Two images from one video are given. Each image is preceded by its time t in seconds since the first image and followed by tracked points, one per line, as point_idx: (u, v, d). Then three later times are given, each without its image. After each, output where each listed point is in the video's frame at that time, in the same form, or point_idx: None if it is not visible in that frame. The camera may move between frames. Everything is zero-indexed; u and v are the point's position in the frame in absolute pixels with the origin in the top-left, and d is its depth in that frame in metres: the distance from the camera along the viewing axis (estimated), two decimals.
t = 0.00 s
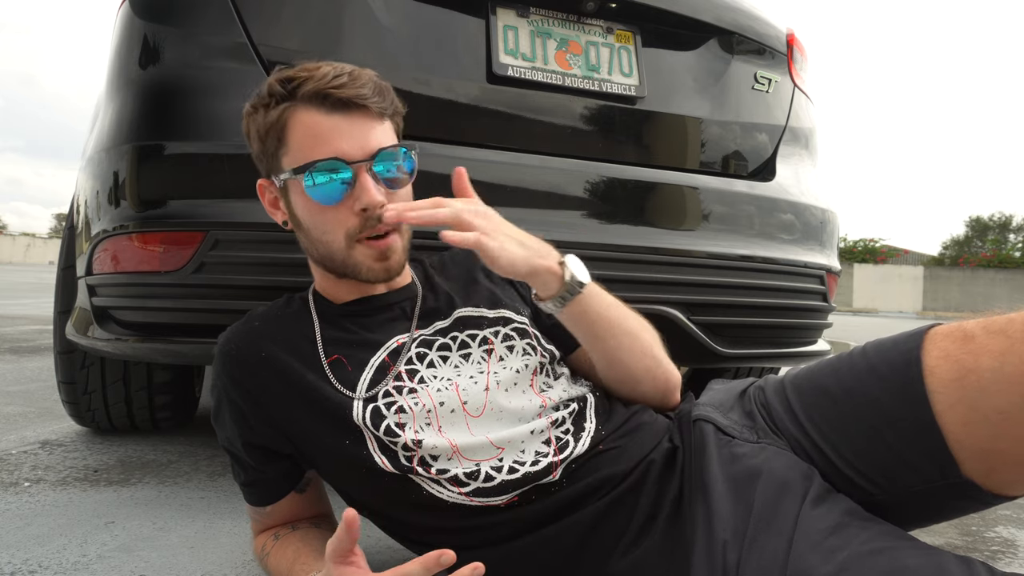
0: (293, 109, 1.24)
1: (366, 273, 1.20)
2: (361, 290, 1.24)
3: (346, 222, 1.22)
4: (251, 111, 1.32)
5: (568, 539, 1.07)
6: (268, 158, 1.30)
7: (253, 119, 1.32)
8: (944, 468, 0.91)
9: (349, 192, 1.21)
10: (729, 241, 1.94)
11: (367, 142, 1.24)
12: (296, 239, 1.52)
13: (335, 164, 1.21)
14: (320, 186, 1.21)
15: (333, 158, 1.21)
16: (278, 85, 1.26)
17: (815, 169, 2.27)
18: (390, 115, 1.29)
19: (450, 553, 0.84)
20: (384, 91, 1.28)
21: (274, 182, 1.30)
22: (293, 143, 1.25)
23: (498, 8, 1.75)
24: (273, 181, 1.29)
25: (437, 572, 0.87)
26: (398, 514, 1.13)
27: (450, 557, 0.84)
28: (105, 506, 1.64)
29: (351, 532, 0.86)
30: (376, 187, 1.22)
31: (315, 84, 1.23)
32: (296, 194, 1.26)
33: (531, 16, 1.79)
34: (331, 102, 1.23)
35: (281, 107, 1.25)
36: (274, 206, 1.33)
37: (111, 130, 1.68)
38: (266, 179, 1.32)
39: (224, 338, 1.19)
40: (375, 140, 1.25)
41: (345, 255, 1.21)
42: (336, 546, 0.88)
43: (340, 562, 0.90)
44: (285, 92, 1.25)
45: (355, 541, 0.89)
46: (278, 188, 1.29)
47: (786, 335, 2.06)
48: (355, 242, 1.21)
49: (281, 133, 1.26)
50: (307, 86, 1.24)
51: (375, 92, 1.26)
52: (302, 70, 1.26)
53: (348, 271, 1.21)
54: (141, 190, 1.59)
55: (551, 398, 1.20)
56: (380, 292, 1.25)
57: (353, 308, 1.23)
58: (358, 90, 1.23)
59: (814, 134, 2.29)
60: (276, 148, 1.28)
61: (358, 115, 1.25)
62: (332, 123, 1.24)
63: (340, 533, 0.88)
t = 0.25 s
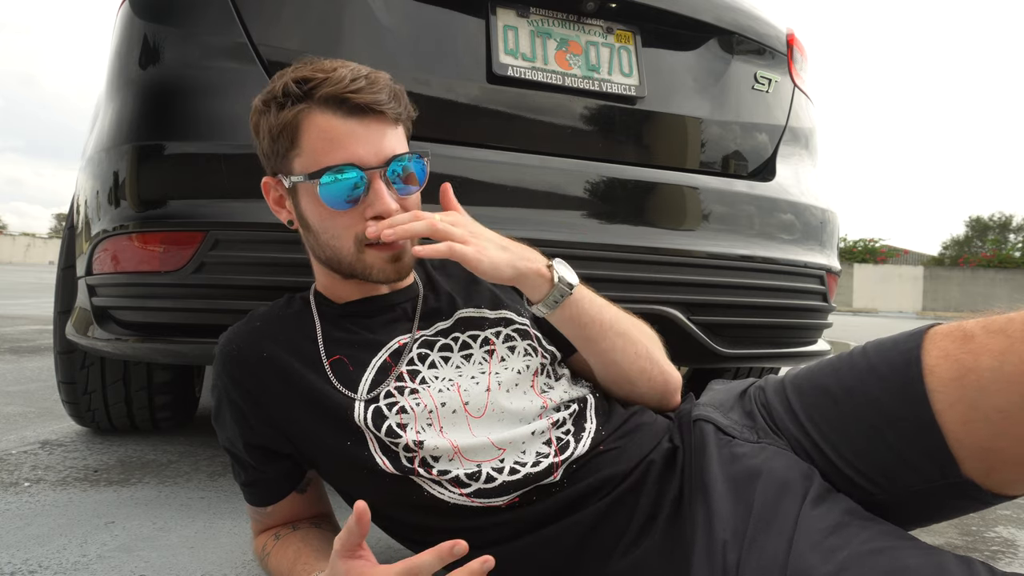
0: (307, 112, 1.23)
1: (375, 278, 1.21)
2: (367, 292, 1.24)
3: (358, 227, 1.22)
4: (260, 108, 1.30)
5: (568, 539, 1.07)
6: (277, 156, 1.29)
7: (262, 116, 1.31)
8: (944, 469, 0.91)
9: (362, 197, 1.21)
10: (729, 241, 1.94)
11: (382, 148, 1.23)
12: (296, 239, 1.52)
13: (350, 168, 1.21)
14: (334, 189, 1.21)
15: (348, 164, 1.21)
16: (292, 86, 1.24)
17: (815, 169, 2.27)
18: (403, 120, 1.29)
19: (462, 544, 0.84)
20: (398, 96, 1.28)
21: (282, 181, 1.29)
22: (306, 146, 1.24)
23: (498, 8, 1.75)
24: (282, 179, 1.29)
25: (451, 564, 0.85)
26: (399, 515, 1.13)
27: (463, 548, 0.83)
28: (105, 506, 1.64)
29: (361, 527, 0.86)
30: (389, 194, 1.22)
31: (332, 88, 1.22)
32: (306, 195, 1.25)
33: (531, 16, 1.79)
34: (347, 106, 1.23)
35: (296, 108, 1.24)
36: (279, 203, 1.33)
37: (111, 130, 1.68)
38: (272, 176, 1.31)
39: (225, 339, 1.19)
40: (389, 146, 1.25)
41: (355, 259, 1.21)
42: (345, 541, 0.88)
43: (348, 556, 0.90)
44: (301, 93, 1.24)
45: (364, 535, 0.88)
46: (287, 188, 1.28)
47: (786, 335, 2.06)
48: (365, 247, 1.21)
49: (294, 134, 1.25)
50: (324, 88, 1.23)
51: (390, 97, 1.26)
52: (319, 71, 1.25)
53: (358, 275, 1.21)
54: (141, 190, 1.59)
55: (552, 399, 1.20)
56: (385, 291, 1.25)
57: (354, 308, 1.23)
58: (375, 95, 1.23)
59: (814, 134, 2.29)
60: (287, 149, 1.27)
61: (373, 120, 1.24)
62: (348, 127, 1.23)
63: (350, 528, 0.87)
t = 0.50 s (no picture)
0: (311, 116, 1.24)
1: (380, 280, 1.23)
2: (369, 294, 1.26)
3: (362, 229, 1.24)
4: (259, 111, 1.30)
5: (568, 539, 1.07)
6: (280, 160, 1.29)
7: (262, 120, 1.31)
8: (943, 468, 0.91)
9: (368, 201, 1.22)
10: (729, 241, 1.94)
11: (386, 151, 1.25)
12: (296, 238, 1.52)
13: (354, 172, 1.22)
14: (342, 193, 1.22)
15: (354, 168, 1.23)
16: (295, 90, 1.25)
17: (815, 169, 2.27)
18: (405, 122, 1.31)
19: (455, 547, 0.85)
20: (400, 99, 1.30)
21: (285, 183, 1.30)
22: (310, 149, 1.25)
23: (498, 8, 1.75)
24: (284, 183, 1.29)
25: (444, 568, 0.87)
26: (399, 514, 1.13)
27: (456, 551, 0.85)
28: (105, 506, 1.64)
29: (355, 531, 0.86)
30: (394, 196, 1.24)
31: (336, 93, 1.23)
32: (309, 197, 1.26)
33: (531, 16, 1.79)
34: (352, 110, 1.24)
35: (300, 112, 1.24)
36: (280, 206, 1.34)
37: (111, 130, 1.68)
38: (273, 178, 1.32)
39: (226, 338, 1.19)
40: (392, 149, 1.26)
41: (359, 261, 1.23)
42: (341, 544, 0.88)
43: (344, 560, 0.90)
44: (304, 98, 1.24)
45: (360, 539, 0.88)
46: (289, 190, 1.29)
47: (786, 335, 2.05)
48: (369, 250, 1.23)
49: (298, 138, 1.26)
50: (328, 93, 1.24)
51: (393, 101, 1.28)
52: (320, 75, 1.26)
53: (363, 277, 1.23)
54: (141, 190, 1.59)
55: (551, 397, 1.20)
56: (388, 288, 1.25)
57: (354, 308, 1.23)
58: (378, 99, 1.25)
59: (814, 134, 2.29)
60: (290, 152, 1.28)
61: (377, 123, 1.26)
62: (352, 131, 1.24)
63: (345, 531, 0.88)
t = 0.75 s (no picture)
0: (309, 111, 1.25)
1: (373, 277, 1.23)
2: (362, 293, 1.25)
3: (356, 225, 1.24)
4: (261, 106, 1.32)
5: (568, 538, 1.07)
6: (279, 155, 1.30)
7: (263, 115, 1.32)
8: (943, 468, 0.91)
9: (363, 196, 1.23)
10: (729, 241, 1.94)
11: (383, 147, 1.26)
12: (297, 238, 1.52)
13: (352, 166, 1.23)
14: (339, 187, 1.23)
15: (350, 163, 1.23)
16: (295, 84, 1.26)
17: (815, 169, 2.27)
18: (404, 121, 1.32)
19: (444, 554, 0.84)
20: (401, 97, 1.32)
21: (283, 179, 1.30)
22: (306, 143, 1.26)
23: (498, 8, 1.75)
24: (282, 177, 1.30)
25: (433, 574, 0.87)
26: (399, 514, 1.14)
27: (445, 557, 0.84)
28: (105, 506, 1.64)
29: (342, 540, 0.86)
30: (390, 193, 1.25)
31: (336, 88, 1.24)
32: (304, 192, 1.27)
33: (531, 16, 1.79)
34: (350, 106, 1.25)
35: (299, 106, 1.25)
36: (282, 201, 1.34)
37: (111, 130, 1.68)
38: (275, 174, 1.32)
39: (228, 337, 1.18)
40: (390, 146, 1.27)
41: (353, 257, 1.23)
42: (329, 553, 0.88)
43: (336, 567, 0.90)
44: (304, 92, 1.26)
45: (349, 546, 0.88)
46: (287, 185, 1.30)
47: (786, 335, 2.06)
48: (362, 246, 1.23)
49: (296, 132, 1.26)
50: (327, 88, 1.25)
51: (392, 99, 1.29)
52: (322, 70, 1.27)
53: (355, 273, 1.22)
54: (141, 190, 1.60)
55: (552, 399, 1.21)
56: (384, 292, 1.25)
57: (355, 308, 1.23)
58: (377, 96, 1.26)
59: (814, 134, 2.29)
60: (287, 147, 1.28)
61: (375, 119, 1.27)
62: (350, 126, 1.25)
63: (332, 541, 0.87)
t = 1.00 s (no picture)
0: (319, 111, 1.25)
1: (377, 278, 1.23)
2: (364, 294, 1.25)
3: (361, 226, 1.24)
4: (268, 103, 1.31)
5: (568, 538, 1.07)
6: (284, 153, 1.30)
7: (270, 111, 1.32)
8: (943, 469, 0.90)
9: (370, 198, 1.23)
10: (729, 241, 1.94)
11: (391, 151, 1.27)
12: (296, 239, 1.52)
13: (361, 168, 1.23)
14: (345, 189, 1.23)
15: (358, 165, 1.24)
16: (306, 83, 1.26)
17: (815, 169, 2.27)
18: (411, 125, 1.32)
19: (447, 557, 0.86)
20: (410, 101, 1.31)
21: (287, 177, 1.30)
22: (314, 143, 1.26)
23: (498, 8, 1.75)
24: (286, 176, 1.30)
25: None
26: (400, 514, 1.14)
27: (448, 560, 0.86)
28: (105, 506, 1.64)
29: (347, 540, 0.86)
30: (396, 196, 1.25)
31: (347, 89, 1.24)
32: (310, 191, 1.27)
33: (531, 16, 1.80)
34: (360, 107, 1.25)
35: (308, 106, 1.25)
36: (283, 199, 1.34)
37: (111, 130, 1.68)
38: (277, 172, 1.32)
39: (226, 339, 1.18)
40: (397, 150, 1.28)
41: (357, 258, 1.23)
42: (333, 553, 0.88)
43: (340, 567, 0.90)
44: (313, 93, 1.25)
45: (353, 547, 0.88)
46: (291, 184, 1.29)
47: (786, 335, 2.06)
48: (367, 248, 1.23)
49: (304, 131, 1.26)
50: (337, 89, 1.25)
51: (402, 102, 1.29)
52: (333, 71, 1.26)
53: (359, 274, 1.23)
54: (141, 190, 1.60)
55: (552, 399, 1.21)
56: (384, 292, 1.26)
57: (355, 309, 1.23)
58: (388, 98, 1.26)
59: (814, 134, 2.29)
60: (294, 146, 1.28)
61: (384, 123, 1.27)
62: (360, 128, 1.25)
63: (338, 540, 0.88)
